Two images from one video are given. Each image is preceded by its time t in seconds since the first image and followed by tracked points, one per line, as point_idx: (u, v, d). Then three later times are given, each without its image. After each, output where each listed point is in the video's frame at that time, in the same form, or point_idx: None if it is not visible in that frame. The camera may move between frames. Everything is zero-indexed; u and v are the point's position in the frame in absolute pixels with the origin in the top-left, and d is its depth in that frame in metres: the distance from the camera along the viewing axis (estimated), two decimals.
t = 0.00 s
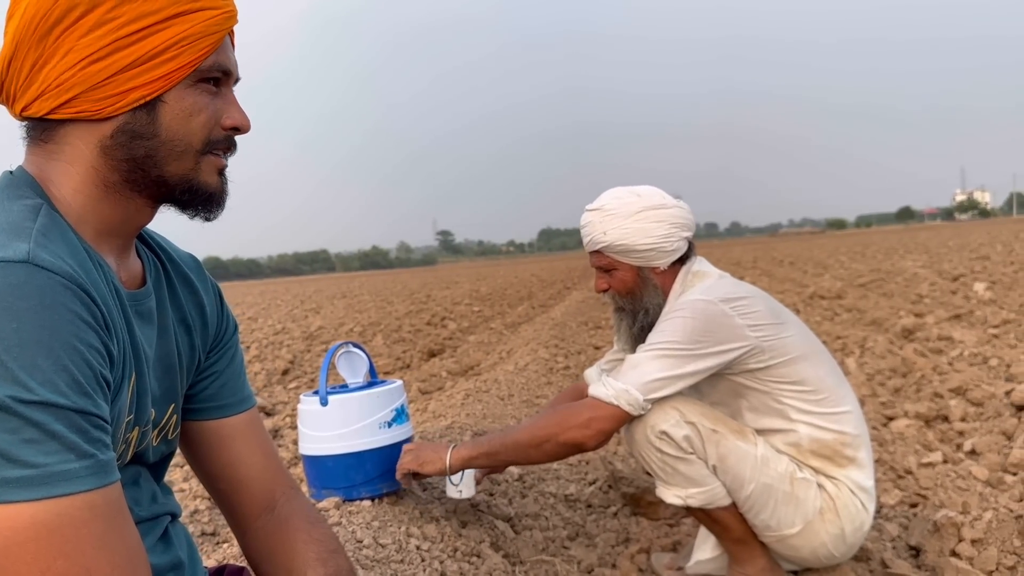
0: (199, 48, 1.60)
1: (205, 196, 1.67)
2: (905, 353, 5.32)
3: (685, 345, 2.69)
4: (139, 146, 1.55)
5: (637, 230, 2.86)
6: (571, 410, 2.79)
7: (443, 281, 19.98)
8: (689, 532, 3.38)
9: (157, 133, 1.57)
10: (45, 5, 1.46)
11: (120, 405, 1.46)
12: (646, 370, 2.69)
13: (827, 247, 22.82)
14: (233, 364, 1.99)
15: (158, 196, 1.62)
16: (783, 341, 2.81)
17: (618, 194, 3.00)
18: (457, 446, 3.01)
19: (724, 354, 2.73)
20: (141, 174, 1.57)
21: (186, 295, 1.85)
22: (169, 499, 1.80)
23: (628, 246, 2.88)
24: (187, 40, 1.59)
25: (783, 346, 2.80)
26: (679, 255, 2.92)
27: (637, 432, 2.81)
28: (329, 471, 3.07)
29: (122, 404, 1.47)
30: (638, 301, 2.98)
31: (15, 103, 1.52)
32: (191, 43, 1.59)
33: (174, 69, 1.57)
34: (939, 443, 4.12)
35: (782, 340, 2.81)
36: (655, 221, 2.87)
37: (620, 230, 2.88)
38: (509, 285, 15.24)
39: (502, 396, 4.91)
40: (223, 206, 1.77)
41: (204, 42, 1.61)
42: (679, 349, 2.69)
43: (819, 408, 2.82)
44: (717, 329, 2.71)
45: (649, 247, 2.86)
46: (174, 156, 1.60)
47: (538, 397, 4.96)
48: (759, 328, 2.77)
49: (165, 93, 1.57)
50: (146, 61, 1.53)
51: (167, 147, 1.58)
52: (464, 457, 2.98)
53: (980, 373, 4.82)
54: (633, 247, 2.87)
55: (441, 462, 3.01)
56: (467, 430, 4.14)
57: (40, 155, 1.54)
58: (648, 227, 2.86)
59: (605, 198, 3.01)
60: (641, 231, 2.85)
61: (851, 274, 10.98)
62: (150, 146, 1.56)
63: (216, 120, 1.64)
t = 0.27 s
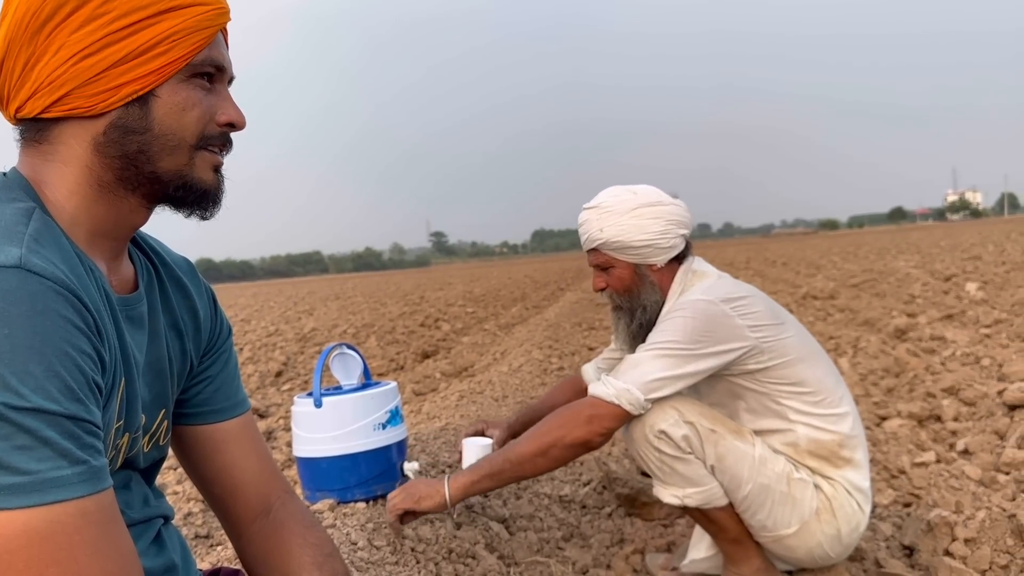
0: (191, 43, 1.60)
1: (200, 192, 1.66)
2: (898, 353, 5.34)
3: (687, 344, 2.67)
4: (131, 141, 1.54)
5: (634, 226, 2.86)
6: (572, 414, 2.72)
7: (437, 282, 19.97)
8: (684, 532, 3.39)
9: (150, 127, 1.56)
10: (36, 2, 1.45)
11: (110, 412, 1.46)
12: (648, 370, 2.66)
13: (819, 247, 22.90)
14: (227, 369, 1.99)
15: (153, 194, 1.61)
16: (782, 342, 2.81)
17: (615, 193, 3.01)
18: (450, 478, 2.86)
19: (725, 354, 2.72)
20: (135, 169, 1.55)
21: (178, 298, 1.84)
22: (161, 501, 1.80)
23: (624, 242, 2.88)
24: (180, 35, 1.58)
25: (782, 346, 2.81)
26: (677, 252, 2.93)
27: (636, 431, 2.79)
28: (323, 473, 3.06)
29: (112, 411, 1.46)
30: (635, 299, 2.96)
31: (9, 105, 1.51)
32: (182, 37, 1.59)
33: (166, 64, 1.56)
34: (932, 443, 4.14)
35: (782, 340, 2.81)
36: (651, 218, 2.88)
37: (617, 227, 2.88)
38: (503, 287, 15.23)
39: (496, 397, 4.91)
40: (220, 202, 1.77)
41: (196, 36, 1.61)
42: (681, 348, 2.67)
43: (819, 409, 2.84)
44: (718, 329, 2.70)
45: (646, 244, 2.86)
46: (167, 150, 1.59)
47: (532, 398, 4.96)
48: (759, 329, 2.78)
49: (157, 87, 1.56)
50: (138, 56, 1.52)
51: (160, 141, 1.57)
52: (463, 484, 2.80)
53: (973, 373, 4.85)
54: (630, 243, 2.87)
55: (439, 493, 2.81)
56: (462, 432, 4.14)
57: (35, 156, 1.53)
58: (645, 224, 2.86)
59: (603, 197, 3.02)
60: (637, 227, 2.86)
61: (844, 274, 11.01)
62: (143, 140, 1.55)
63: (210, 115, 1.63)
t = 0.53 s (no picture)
0: (174, 40, 1.58)
1: (193, 191, 1.64)
2: (892, 354, 5.36)
3: (689, 346, 2.66)
4: (121, 143, 1.52)
5: (633, 225, 2.86)
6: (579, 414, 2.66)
7: (429, 284, 19.94)
8: (681, 535, 3.38)
9: (139, 128, 1.54)
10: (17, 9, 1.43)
11: (113, 413, 1.44)
12: (650, 372, 2.63)
13: (810, 248, 22.99)
14: (226, 372, 1.97)
15: (149, 198, 1.60)
16: (783, 344, 2.81)
17: (615, 194, 3.01)
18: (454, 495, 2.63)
19: (727, 356, 2.71)
20: (126, 172, 1.53)
21: (178, 300, 1.82)
22: (163, 507, 1.77)
23: (624, 241, 2.87)
24: (163, 33, 1.56)
25: (783, 349, 2.81)
26: (676, 253, 2.92)
27: (637, 433, 2.77)
28: (319, 478, 3.03)
29: (114, 412, 1.44)
30: (634, 299, 2.95)
31: None
32: (165, 35, 1.56)
33: (151, 63, 1.54)
34: (927, 444, 4.15)
35: (782, 343, 2.81)
36: (651, 217, 2.88)
37: (618, 224, 2.88)
38: (496, 288, 15.21)
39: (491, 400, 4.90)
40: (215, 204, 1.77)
41: (179, 33, 1.59)
42: (683, 349, 2.65)
43: (818, 412, 2.84)
44: (720, 331, 2.70)
45: (645, 243, 2.86)
46: (158, 150, 1.57)
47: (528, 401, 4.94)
48: (760, 331, 2.78)
49: (144, 87, 1.54)
50: (123, 56, 1.50)
51: (150, 142, 1.55)
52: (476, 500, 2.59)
53: (966, 374, 4.87)
54: (629, 242, 2.87)
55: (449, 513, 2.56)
56: (458, 435, 4.14)
57: (27, 162, 1.51)
58: (645, 223, 2.86)
59: (603, 197, 3.02)
60: (637, 226, 2.86)
61: (836, 275, 11.05)
62: (132, 142, 1.53)
63: (200, 112, 1.62)
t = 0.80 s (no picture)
0: (160, 38, 1.56)
1: (186, 187, 1.63)
2: (884, 353, 5.39)
3: (688, 337, 2.67)
4: (111, 142, 1.52)
5: (636, 218, 2.88)
6: (575, 409, 2.64)
7: (420, 286, 19.91)
8: (675, 534, 3.39)
9: (128, 127, 1.53)
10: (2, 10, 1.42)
11: (117, 405, 1.43)
12: (648, 362, 2.64)
13: (801, 248, 23.08)
14: (227, 371, 1.97)
15: (144, 197, 1.60)
16: (779, 341, 2.84)
17: (620, 186, 3.02)
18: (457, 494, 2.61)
19: (725, 350, 2.73)
20: (116, 169, 1.53)
21: (180, 299, 1.82)
22: (166, 509, 1.76)
23: (625, 233, 2.89)
24: (149, 30, 1.54)
25: (779, 346, 2.83)
26: (674, 250, 2.94)
27: (631, 432, 2.78)
28: (314, 480, 3.02)
29: (119, 404, 1.44)
30: (631, 293, 2.96)
31: None
32: (151, 33, 1.55)
33: (137, 62, 1.53)
34: (919, 442, 4.17)
35: (780, 339, 2.84)
36: (653, 212, 2.90)
37: (619, 216, 2.90)
38: (488, 290, 15.21)
39: (485, 401, 4.90)
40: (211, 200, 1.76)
41: (165, 30, 1.57)
42: (682, 340, 2.66)
43: (812, 410, 2.86)
44: (718, 324, 2.71)
45: (646, 236, 2.88)
46: (148, 147, 1.56)
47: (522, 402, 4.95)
48: (757, 327, 2.80)
49: (131, 86, 1.53)
50: (108, 56, 1.48)
51: (139, 139, 1.55)
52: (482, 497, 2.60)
53: (958, 372, 4.90)
54: (630, 235, 2.89)
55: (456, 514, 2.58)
56: (452, 436, 4.14)
57: (22, 164, 1.51)
58: (646, 217, 2.89)
59: (607, 189, 3.03)
60: (639, 219, 2.88)
61: (827, 276, 11.10)
62: (122, 139, 1.53)
63: (189, 110, 1.61)
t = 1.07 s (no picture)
0: (161, 48, 1.60)
1: (182, 196, 1.67)
2: (872, 353, 5.43)
3: (686, 317, 2.70)
4: (110, 147, 1.55)
5: (641, 206, 2.92)
6: (574, 386, 2.62)
7: (413, 289, 19.93)
8: (665, 534, 3.42)
9: (127, 133, 1.56)
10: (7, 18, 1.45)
11: (111, 408, 1.46)
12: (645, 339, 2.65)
13: (793, 249, 23.17)
14: (216, 376, 2.00)
15: (139, 203, 1.63)
16: (771, 333, 2.89)
17: (628, 174, 3.06)
18: (455, 467, 2.52)
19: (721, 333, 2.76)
20: (114, 175, 1.56)
21: (172, 304, 1.85)
22: (156, 511, 1.79)
23: (630, 220, 2.93)
24: (149, 41, 1.58)
25: (771, 338, 2.88)
26: (673, 244, 2.99)
27: (622, 433, 2.83)
28: (305, 482, 3.04)
29: (112, 407, 1.47)
30: (629, 281, 3.00)
31: None
32: (152, 43, 1.58)
33: (138, 70, 1.56)
34: (907, 441, 4.21)
35: (773, 332, 2.89)
36: (659, 202, 2.94)
37: (624, 203, 2.94)
38: (480, 292, 15.23)
39: (476, 403, 4.93)
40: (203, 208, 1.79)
41: (166, 41, 1.61)
42: (681, 320, 2.69)
43: (800, 405, 2.89)
44: (716, 308, 2.76)
45: (650, 225, 2.92)
46: (146, 155, 1.59)
47: (512, 403, 4.97)
48: (752, 317, 2.85)
49: (131, 94, 1.56)
50: (108, 64, 1.52)
51: (138, 146, 1.58)
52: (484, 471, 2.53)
53: (946, 372, 4.94)
54: (635, 222, 2.92)
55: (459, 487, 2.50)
56: (443, 438, 4.17)
57: (18, 168, 1.53)
58: (652, 206, 2.93)
59: (615, 175, 3.07)
60: (645, 207, 2.92)
61: (816, 276, 11.15)
62: (120, 147, 1.56)
63: (186, 118, 1.64)
